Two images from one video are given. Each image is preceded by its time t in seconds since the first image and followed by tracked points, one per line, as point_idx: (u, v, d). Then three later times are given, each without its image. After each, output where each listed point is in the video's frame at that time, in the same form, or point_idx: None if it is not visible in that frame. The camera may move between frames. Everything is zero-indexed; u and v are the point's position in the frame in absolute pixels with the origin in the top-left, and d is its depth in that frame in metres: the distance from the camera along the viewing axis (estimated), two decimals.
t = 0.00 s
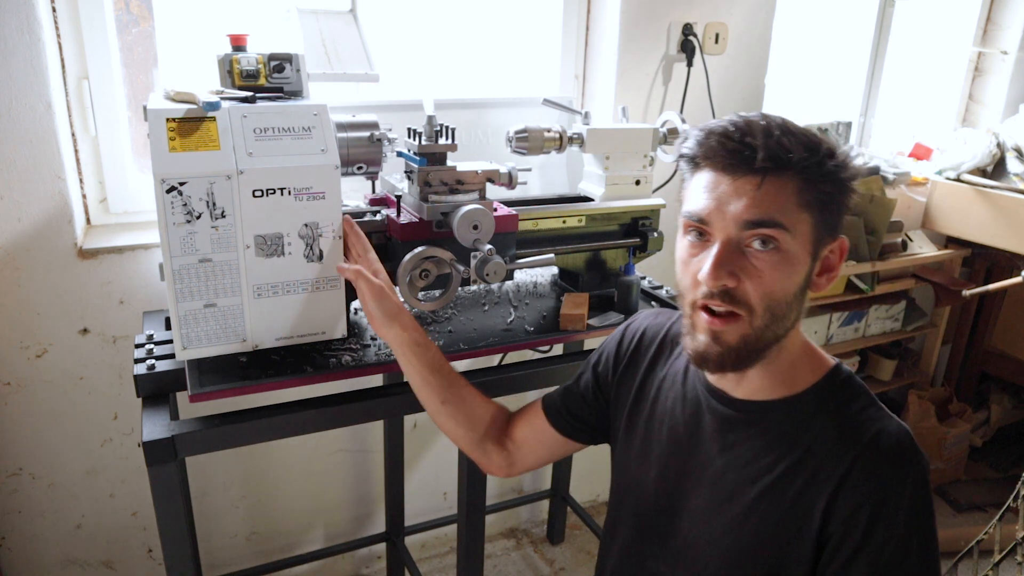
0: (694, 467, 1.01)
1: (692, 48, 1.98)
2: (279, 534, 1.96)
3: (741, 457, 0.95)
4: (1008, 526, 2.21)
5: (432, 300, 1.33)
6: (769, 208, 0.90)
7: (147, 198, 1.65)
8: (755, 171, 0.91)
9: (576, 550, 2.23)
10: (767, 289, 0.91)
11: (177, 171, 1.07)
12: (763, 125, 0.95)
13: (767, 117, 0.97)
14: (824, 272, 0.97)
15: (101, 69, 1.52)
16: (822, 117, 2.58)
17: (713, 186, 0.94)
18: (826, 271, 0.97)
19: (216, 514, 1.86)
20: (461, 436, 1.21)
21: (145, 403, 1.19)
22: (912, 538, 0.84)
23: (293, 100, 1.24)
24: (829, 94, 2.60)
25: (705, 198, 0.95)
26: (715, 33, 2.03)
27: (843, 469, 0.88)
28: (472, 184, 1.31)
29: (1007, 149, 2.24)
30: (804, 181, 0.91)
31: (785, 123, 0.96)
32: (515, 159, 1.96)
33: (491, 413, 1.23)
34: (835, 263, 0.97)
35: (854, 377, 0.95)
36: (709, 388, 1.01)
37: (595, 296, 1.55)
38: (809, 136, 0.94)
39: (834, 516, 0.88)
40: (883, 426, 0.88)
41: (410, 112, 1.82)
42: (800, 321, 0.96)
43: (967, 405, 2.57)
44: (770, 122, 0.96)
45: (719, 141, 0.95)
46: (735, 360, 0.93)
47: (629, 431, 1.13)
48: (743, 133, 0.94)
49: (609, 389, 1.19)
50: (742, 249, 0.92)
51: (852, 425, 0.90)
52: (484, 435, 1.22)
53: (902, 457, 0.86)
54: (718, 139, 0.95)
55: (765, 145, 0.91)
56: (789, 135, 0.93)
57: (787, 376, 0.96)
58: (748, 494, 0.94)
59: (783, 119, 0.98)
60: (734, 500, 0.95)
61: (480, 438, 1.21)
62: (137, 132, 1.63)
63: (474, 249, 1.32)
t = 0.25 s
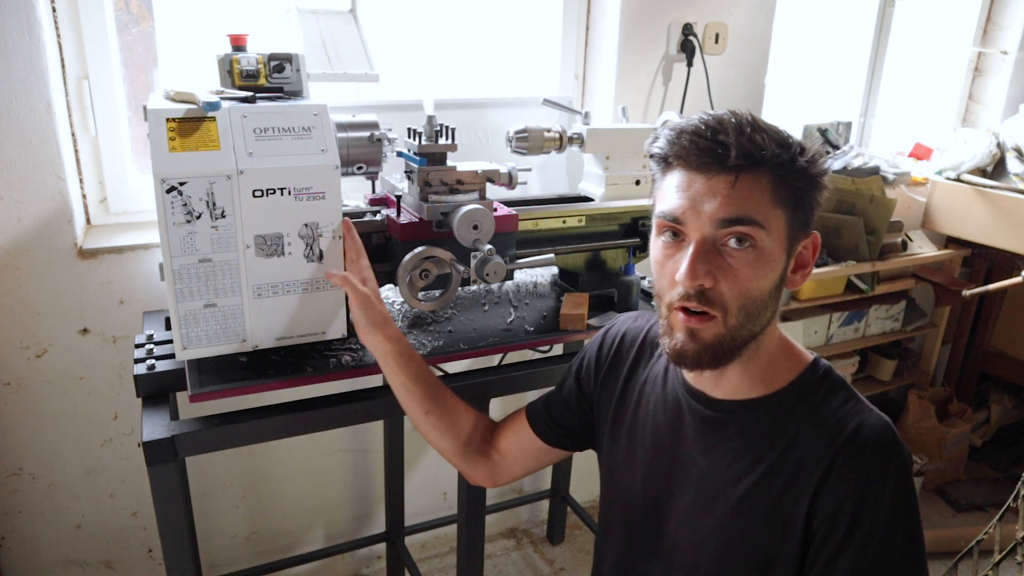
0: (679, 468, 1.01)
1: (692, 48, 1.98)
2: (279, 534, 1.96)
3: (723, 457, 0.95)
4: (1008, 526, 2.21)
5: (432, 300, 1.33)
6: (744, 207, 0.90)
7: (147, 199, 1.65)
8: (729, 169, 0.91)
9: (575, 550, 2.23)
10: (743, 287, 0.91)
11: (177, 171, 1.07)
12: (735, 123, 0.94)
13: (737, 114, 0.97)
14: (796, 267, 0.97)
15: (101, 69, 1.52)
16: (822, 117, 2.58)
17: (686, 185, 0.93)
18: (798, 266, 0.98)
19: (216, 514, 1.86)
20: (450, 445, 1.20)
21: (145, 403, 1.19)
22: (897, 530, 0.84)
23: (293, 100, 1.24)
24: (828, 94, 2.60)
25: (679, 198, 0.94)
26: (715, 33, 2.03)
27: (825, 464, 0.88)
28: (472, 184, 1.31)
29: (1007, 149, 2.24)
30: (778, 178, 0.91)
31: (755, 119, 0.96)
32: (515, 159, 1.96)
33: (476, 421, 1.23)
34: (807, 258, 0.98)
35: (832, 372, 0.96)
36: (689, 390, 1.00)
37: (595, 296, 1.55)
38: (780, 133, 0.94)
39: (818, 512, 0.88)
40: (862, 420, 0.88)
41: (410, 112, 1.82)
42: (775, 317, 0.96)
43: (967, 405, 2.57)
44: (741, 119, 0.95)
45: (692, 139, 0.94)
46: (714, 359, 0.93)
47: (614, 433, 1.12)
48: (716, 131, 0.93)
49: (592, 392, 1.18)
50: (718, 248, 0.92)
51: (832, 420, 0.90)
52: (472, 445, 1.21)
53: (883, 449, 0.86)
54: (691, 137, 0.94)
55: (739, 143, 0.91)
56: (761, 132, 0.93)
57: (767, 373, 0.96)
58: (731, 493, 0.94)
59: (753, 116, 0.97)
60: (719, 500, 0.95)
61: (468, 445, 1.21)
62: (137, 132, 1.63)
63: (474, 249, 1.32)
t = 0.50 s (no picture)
0: (673, 472, 1.01)
1: (692, 48, 1.99)
2: (279, 534, 1.96)
3: (716, 461, 0.95)
4: (1008, 526, 2.21)
5: (433, 300, 1.32)
6: (735, 212, 0.90)
7: (147, 199, 1.65)
8: (720, 174, 0.91)
9: (575, 550, 2.23)
10: (736, 292, 0.91)
11: (177, 171, 1.07)
12: (725, 126, 0.94)
13: (727, 117, 0.97)
14: (789, 270, 0.97)
15: (101, 69, 1.52)
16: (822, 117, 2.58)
17: (677, 189, 0.93)
18: (792, 269, 0.98)
19: (216, 514, 1.86)
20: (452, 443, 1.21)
21: (145, 403, 1.20)
22: (890, 535, 0.84)
23: (293, 99, 1.24)
24: (829, 94, 2.60)
25: (670, 203, 0.94)
26: (715, 33, 2.03)
27: (818, 469, 0.88)
28: (472, 184, 1.31)
29: (1007, 149, 2.24)
30: (769, 182, 0.91)
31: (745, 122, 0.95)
32: (515, 159, 1.96)
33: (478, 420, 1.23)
34: (800, 261, 0.98)
35: (827, 377, 0.96)
36: (684, 394, 1.01)
37: (595, 296, 1.55)
38: (771, 136, 0.94)
39: (811, 517, 0.88)
40: (856, 426, 0.88)
41: (410, 112, 1.82)
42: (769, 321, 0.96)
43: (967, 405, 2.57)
44: (731, 122, 0.95)
45: (682, 143, 0.94)
46: (706, 364, 0.93)
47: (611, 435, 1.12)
48: (706, 135, 0.93)
49: (589, 395, 1.19)
50: (709, 253, 0.92)
51: (826, 425, 0.90)
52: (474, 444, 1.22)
53: (876, 455, 0.86)
54: (681, 141, 0.94)
55: (730, 147, 0.91)
56: (751, 136, 0.92)
57: (761, 377, 0.96)
58: (725, 498, 0.94)
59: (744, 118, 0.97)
60: (713, 504, 0.95)
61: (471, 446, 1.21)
62: (138, 132, 1.63)
63: (474, 249, 1.32)
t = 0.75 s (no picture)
0: (677, 477, 1.01)
1: (692, 48, 1.99)
2: (279, 534, 1.96)
3: (721, 466, 0.95)
4: (1008, 526, 2.21)
5: (432, 300, 1.32)
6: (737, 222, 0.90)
7: (147, 199, 1.65)
8: (721, 184, 0.90)
9: (576, 550, 2.23)
10: (739, 302, 0.91)
11: (177, 171, 1.07)
12: (726, 134, 0.94)
13: (728, 123, 0.96)
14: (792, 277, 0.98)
15: (101, 69, 1.52)
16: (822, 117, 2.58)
17: (678, 200, 0.93)
18: (795, 275, 0.98)
19: (216, 514, 1.86)
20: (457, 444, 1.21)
21: (145, 403, 1.19)
22: (897, 539, 0.84)
23: (293, 100, 1.24)
24: (828, 94, 2.60)
25: (671, 214, 0.94)
26: (715, 33, 2.03)
27: (823, 474, 0.88)
28: (472, 184, 1.31)
29: (1007, 149, 2.25)
30: (771, 191, 0.91)
31: (747, 128, 0.95)
32: (515, 159, 1.96)
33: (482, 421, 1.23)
34: (804, 266, 0.98)
35: (831, 379, 0.96)
36: (687, 400, 1.01)
37: (595, 296, 1.55)
38: (772, 142, 0.93)
39: (817, 521, 0.88)
40: (861, 430, 0.88)
41: (410, 112, 1.82)
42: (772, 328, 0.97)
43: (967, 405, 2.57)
44: (732, 130, 0.95)
45: (682, 153, 0.94)
46: (712, 375, 0.93)
47: (612, 439, 1.12)
48: (707, 144, 0.93)
49: (589, 398, 1.18)
50: (712, 263, 0.91)
51: (831, 430, 0.90)
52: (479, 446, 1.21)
53: (882, 459, 0.86)
54: (682, 150, 0.94)
55: (731, 156, 0.90)
56: (752, 144, 0.92)
57: (764, 382, 0.97)
58: (730, 503, 0.94)
59: (745, 124, 0.97)
60: (718, 508, 0.95)
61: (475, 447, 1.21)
62: (137, 132, 1.63)
63: (474, 248, 1.32)
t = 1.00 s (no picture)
0: (680, 481, 1.01)
1: (692, 48, 1.99)
2: (279, 534, 1.96)
3: (724, 471, 0.95)
4: (1008, 526, 2.21)
5: (432, 300, 1.32)
6: (743, 229, 0.90)
7: (147, 199, 1.65)
8: (727, 190, 0.90)
9: (575, 550, 2.23)
10: (745, 309, 0.91)
11: (177, 171, 1.07)
12: (732, 139, 0.93)
13: (733, 128, 0.96)
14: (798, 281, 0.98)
15: (101, 69, 1.52)
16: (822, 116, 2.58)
17: (683, 205, 0.93)
18: (800, 279, 0.98)
19: (216, 514, 1.86)
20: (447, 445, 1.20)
21: (145, 403, 1.19)
22: (900, 543, 0.84)
23: (293, 99, 1.24)
24: (828, 94, 2.60)
25: (676, 220, 0.94)
26: (715, 33, 2.03)
27: (827, 480, 0.88)
28: (472, 184, 1.31)
29: (1007, 149, 2.25)
30: (777, 197, 0.91)
31: (753, 133, 0.95)
32: (515, 159, 1.96)
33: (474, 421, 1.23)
34: (809, 270, 0.99)
35: (834, 383, 0.96)
36: (689, 405, 1.00)
37: (595, 296, 1.55)
38: (778, 147, 0.93)
39: (821, 526, 0.88)
40: (865, 435, 0.88)
41: (410, 112, 1.82)
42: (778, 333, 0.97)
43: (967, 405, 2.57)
44: (738, 134, 0.94)
45: (687, 159, 0.93)
46: (716, 379, 0.93)
47: (610, 441, 1.12)
48: (712, 150, 0.93)
49: (586, 400, 1.18)
50: (717, 269, 0.92)
51: (834, 435, 0.90)
52: (470, 446, 1.21)
53: (886, 464, 0.86)
54: (687, 156, 0.94)
55: (737, 164, 0.90)
56: (758, 150, 0.92)
57: (766, 387, 0.96)
58: (734, 508, 0.94)
59: (751, 127, 0.96)
60: (721, 513, 0.95)
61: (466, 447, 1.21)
62: (137, 132, 1.64)
63: (474, 249, 1.32)
